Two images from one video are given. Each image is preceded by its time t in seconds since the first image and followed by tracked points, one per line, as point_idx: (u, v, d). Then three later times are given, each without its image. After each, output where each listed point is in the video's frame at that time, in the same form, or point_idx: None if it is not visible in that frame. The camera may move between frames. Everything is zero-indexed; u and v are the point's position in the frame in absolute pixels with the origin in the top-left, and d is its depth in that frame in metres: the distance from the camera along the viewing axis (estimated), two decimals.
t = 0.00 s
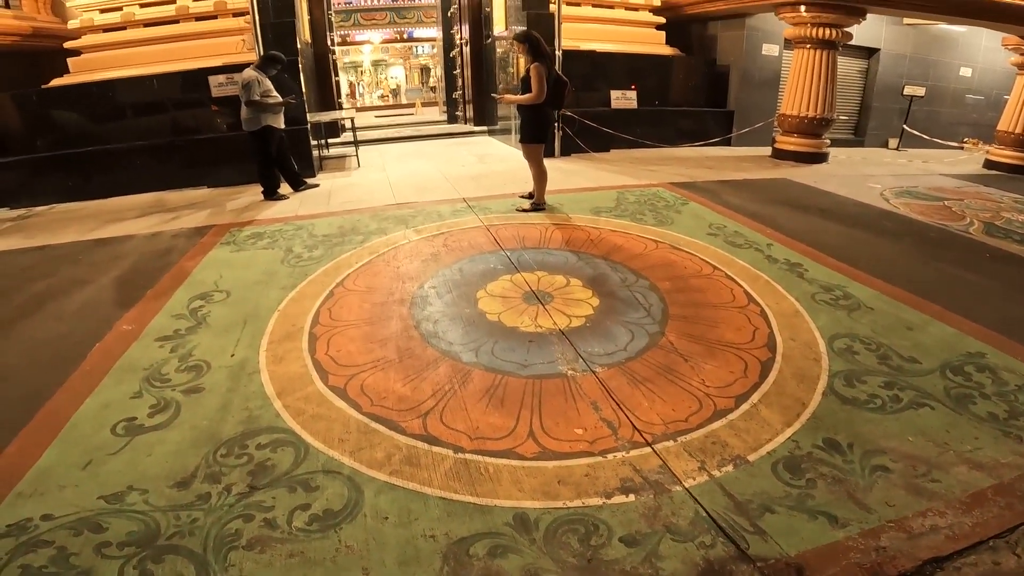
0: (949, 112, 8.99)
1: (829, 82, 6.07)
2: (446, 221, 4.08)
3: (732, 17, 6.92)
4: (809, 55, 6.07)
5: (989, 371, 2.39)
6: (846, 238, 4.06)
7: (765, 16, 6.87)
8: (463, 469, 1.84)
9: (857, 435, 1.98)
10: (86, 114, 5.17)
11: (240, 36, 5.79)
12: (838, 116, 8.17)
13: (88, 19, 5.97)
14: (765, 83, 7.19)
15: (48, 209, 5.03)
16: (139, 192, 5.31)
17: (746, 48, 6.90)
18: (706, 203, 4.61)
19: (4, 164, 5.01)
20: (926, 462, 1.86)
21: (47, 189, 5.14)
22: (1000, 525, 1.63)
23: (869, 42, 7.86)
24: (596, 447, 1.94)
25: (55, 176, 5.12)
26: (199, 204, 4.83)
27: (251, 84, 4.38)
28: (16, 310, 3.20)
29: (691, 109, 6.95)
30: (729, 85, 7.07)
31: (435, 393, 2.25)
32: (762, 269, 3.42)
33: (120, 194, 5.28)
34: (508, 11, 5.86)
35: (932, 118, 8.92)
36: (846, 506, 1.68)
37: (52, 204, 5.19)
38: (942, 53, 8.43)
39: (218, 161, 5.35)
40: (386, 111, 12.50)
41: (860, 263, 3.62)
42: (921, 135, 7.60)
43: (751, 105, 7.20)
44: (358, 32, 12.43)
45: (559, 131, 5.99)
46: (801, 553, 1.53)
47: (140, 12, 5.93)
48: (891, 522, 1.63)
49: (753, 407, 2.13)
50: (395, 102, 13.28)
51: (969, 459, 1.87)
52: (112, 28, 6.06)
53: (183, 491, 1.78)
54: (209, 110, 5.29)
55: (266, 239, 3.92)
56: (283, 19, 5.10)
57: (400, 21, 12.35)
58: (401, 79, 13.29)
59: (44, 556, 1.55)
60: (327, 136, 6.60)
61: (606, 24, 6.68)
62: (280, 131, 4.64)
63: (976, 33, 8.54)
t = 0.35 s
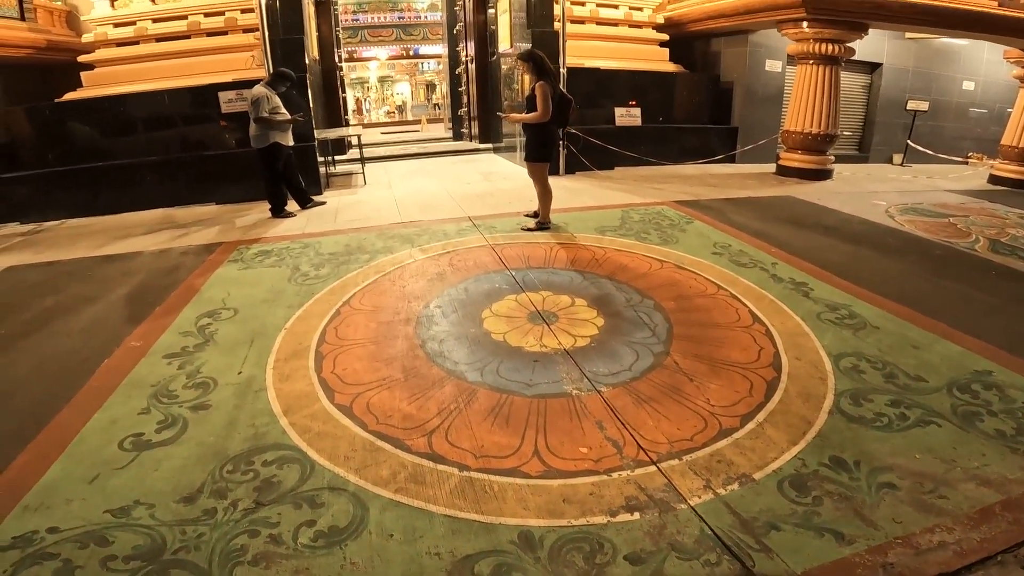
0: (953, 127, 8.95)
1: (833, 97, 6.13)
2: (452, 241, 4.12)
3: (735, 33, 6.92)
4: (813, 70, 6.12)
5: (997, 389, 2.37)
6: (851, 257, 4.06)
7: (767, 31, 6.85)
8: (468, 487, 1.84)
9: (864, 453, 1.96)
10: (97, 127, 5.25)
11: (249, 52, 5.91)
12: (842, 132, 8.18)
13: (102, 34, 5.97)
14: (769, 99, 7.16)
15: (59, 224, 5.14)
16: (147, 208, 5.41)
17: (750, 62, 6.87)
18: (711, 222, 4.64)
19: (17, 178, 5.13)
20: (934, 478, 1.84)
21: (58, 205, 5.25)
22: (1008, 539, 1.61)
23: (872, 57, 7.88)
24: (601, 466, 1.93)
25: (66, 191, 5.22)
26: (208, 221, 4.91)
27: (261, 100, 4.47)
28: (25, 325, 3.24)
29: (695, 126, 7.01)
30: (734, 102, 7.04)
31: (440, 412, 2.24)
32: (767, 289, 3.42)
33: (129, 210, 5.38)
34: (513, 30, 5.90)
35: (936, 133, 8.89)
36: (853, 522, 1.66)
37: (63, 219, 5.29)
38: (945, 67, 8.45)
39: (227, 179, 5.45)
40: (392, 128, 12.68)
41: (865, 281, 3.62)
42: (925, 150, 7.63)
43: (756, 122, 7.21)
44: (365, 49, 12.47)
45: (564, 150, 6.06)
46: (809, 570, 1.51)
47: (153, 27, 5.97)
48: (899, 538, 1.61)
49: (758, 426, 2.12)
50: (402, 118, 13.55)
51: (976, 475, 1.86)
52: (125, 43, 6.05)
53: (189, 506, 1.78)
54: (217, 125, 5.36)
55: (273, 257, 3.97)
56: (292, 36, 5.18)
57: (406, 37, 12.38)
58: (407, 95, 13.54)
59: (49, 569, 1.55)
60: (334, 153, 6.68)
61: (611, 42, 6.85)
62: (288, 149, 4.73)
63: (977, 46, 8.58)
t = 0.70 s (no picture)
0: (956, 142, 8.86)
1: (836, 114, 6.18)
2: (457, 261, 4.16)
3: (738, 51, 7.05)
4: (815, 87, 6.18)
5: (1003, 408, 2.36)
6: (855, 276, 4.06)
7: (770, 49, 6.95)
8: (472, 506, 1.83)
9: (869, 472, 1.95)
10: (109, 143, 5.38)
11: (259, 69, 6.04)
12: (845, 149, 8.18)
13: (116, 49, 6.09)
14: (773, 116, 7.21)
15: (69, 241, 5.20)
16: (156, 226, 5.44)
17: (752, 80, 6.97)
18: (715, 242, 4.66)
19: (29, 195, 5.19)
20: (940, 496, 1.84)
21: (69, 223, 5.31)
22: (1015, 556, 1.61)
23: (874, 72, 7.92)
24: (606, 485, 1.91)
25: (77, 209, 5.28)
26: (216, 239, 4.98)
27: (269, 119, 4.50)
28: (35, 342, 3.29)
29: (698, 144, 7.05)
30: (736, 119, 7.14)
31: (445, 432, 2.25)
32: (771, 310, 3.42)
33: (138, 227, 5.42)
34: (518, 48, 5.99)
35: (941, 148, 8.76)
36: (858, 541, 1.66)
37: (73, 235, 5.34)
38: (946, 81, 8.44)
39: (236, 197, 5.49)
40: (398, 147, 12.88)
41: (870, 301, 3.61)
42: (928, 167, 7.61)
43: (759, 138, 7.21)
44: (372, 67, 12.76)
45: (568, 170, 6.14)
46: None
47: (166, 43, 6.09)
48: (905, 555, 1.61)
49: (763, 446, 2.10)
50: (407, 136, 13.75)
51: (982, 493, 1.86)
52: (138, 58, 6.18)
53: (194, 522, 1.78)
54: (226, 142, 5.47)
55: (280, 276, 4.02)
56: (301, 54, 5.25)
57: (412, 56, 12.66)
58: (412, 113, 13.77)
59: None
60: (340, 172, 6.76)
61: (615, 60, 6.98)
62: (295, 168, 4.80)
63: (977, 61, 8.57)
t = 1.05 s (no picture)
0: (962, 158, 8.87)
1: (841, 132, 6.20)
2: (462, 282, 4.19)
3: (743, 69, 7.14)
4: (820, 105, 6.21)
5: (1013, 427, 2.34)
6: (861, 296, 4.05)
7: (774, 66, 7.04)
8: (477, 524, 1.82)
9: (877, 490, 1.94)
10: (123, 159, 5.50)
11: (269, 87, 6.17)
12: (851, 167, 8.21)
13: (130, 65, 6.27)
14: (778, 135, 7.29)
15: (79, 257, 5.28)
16: (166, 242, 5.52)
17: (757, 97, 7.03)
18: (721, 263, 4.67)
19: (42, 210, 5.29)
20: (948, 513, 1.83)
21: (80, 238, 5.40)
22: None
23: (879, 89, 7.94)
24: (610, 504, 1.90)
25: (89, 225, 5.38)
26: (225, 257, 5.05)
27: (280, 137, 4.57)
28: (45, 357, 3.32)
29: (703, 163, 7.11)
30: (740, 137, 7.21)
31: (450, 451, 2.24)
32: (777, 330, 3.41)
33: (147, 243, 5.50)
34: (524, 66, 5.99)
35: (947, 165, 8.78)
36: (866, 559, 1.65)
37: (83, 251, 5.43)
38: (951, 98, 8.48)
39: (245, 215, 5.56)
40: (404, 165, 13.04)
41: (876, 321, 3.60)
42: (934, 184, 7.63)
43: (767, 157, 7.31)
44: (379, 84, 12.87)
45: (575, 190, 6.16)
46: None
47: (179, 59, 6.27)
48: (914, 573, 1.59)
49: (769, 465, 2.09)
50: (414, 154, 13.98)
51: (991, 509, 1.85)
52: (152, 74, 6.35)
53: (200, 537, 1.78)
54: (236, 159, 5.58)
55: (287, 295, 4.06)
56: (311, 73, 5.22)
57: (419, 74, 12.89)
58: (419, 130, 13.96)
59: None
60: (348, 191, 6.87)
61: (619, 79, 7.10)
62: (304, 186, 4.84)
63: (981, 76, 8.61)
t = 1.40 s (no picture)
0: (969, 176, 8.88)
1: (847, 150, 6.23)
2: (469, 303, 4.21)
3: (747, 88, 7.26)
4: (825, 123, 6.25)
5: None
6: (868, 317, 4.04)
7: (779, 84, 7.12)
8: (483, 544, 1.80)
9: (886, 509, 1.93)
10: (136, 176, 5.60)
11: (280, 105, 6.30)
12: (857, 185, 8.23)
13: (145, 81, 6.41)
14: (784, 154, 7.34)
15: (90, 273, 5.36)
16: (176, 260, 5.59)
17: (762, 116, 7.12)
18: (728, 284, 4.68)
19: (56, 226, 5.39)
20: (959, 531, 1.82)
21: (92, 255, 5.48)
22: None
23: (884, 106, 8.00)
24: (617, 524, 1.88)
25: (101, 241, 5.47)
26: (234, 275, 5.11)
27: (291, 156, 4.64)
28: (56, 372, 3.36)
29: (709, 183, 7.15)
30: (746, 157, 7.25)
31: (456, 470, 2.23)
32: (784, 351, 3.40)
33: (157, 261, 5.57)
34: (531, 86, 6.05)
35: (954, 182, 8.79)
36: None
37: (94, 267, 5.51)
38: (956, 116, 8.51)
39: (254, 232, 5.61)
40: (411, 183, 13.25)
41: (885, 342, 3.58)
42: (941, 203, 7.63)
43: (773, 177, 7.33)
44: (387, 102, 13.15)
45: (581, 210, 6.20)
46: None
47: (192, 76, 6.41)
48: None
49: (777, 486, 2.07)
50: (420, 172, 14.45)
51: (1002, 526, 1.84)
52: (166, 90, 6.48)
53: (206, 553, 1.78)
54: (245, 176, 5.69)
55: (295, 314, 4.10)
56: (322, 91, 5.21)
57: (426, 92, 13.12)
58: (426, 148, 14.62)
59: None
60: (356, 210, 6.95)
61: (625, 97, 7.21)
62: (313, 206, 4.89)
63: (987, 92, 8.63)
